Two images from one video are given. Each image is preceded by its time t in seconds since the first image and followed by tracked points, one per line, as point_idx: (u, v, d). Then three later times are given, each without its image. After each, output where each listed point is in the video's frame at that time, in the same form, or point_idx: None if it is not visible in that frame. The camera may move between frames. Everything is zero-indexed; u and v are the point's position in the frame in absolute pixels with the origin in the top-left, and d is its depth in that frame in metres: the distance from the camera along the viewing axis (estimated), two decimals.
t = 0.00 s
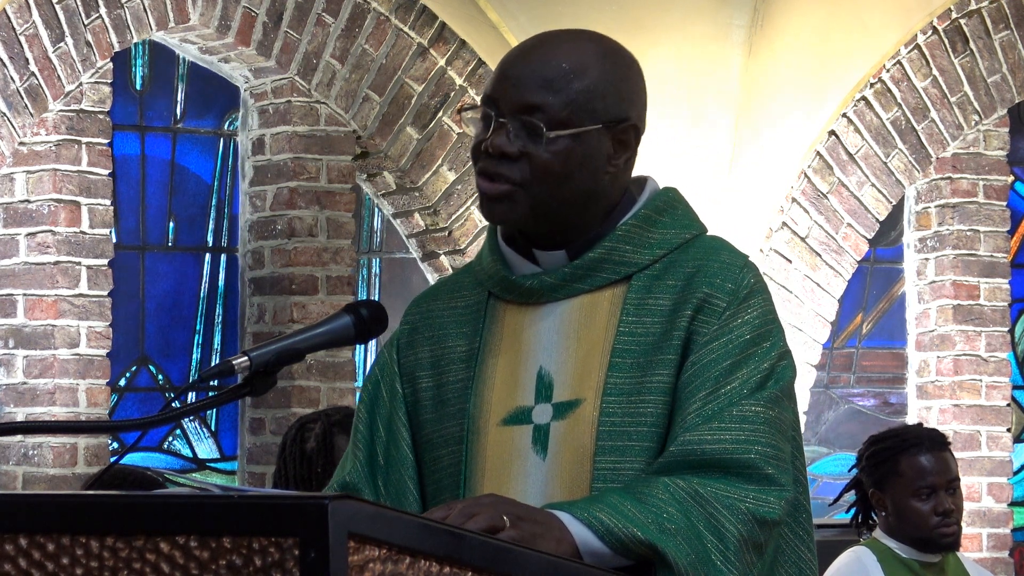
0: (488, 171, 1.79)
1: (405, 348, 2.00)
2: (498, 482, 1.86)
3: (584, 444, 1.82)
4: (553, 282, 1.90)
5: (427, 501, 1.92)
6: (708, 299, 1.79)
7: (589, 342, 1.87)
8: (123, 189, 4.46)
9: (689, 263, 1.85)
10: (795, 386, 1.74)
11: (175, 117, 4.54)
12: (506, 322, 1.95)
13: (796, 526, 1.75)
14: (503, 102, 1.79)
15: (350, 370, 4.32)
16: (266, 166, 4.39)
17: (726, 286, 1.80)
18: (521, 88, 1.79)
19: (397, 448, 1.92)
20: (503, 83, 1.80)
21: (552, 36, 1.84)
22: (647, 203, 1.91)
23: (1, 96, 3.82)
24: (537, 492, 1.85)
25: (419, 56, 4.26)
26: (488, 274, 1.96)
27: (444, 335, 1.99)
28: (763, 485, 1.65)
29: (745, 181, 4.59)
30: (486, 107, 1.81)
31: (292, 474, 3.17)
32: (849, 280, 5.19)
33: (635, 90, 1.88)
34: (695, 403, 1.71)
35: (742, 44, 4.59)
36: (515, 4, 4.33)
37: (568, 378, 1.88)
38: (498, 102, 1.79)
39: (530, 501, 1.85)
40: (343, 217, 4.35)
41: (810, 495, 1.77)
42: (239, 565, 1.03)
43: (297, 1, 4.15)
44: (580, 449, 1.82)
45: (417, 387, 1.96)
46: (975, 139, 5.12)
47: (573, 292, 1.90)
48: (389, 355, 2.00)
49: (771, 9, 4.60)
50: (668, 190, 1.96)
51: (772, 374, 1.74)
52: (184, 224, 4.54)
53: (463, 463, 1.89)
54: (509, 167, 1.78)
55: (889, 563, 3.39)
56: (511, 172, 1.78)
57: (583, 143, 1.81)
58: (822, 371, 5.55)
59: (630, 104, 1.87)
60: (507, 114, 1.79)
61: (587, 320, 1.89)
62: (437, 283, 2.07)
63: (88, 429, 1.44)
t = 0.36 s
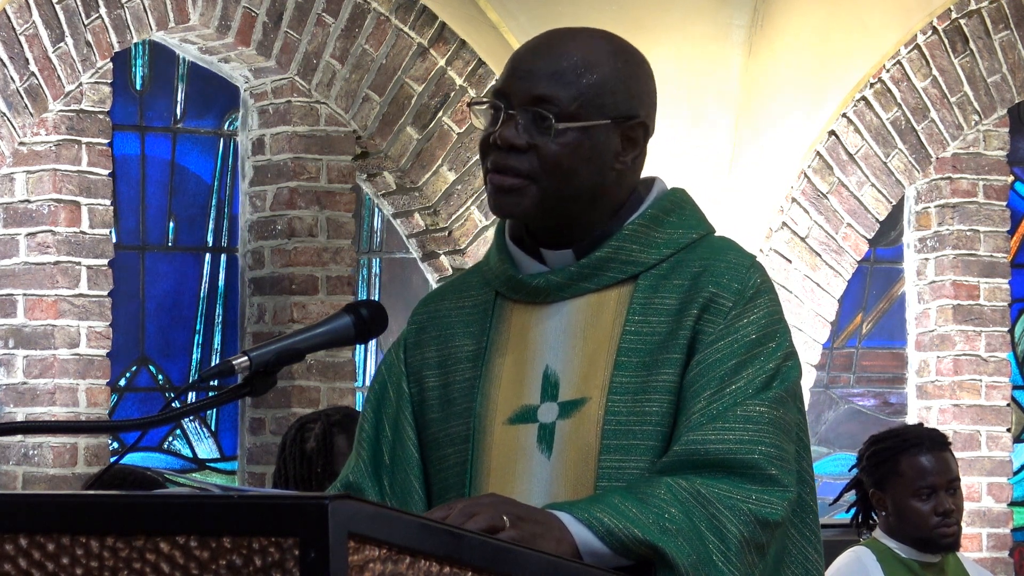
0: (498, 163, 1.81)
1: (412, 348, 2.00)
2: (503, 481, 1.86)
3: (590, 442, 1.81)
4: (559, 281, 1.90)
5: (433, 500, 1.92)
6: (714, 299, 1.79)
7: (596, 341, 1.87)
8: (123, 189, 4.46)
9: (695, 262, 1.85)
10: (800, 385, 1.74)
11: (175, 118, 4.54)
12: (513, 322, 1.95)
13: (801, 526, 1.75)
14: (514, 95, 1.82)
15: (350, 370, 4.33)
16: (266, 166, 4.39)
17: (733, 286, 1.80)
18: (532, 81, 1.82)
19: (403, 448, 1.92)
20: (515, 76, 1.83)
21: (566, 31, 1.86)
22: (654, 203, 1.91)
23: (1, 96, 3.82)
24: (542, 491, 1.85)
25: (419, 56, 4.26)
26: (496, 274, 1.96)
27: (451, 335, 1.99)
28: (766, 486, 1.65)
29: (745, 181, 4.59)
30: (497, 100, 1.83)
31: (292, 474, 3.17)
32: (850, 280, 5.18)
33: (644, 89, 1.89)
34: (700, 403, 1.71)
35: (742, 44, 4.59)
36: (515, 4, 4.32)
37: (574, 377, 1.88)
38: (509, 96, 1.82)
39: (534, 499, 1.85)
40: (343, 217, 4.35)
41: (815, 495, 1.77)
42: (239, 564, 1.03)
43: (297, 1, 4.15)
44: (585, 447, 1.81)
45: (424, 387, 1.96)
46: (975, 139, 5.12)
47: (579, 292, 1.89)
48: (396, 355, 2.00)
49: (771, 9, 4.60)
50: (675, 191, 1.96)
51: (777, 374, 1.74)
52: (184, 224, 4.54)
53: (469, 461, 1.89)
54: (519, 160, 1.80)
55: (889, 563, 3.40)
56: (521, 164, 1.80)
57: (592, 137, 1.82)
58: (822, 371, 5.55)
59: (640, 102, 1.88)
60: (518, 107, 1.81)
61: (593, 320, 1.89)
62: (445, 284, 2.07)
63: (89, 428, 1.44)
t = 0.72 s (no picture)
0: (499, 165, 1.80)
1: (413, 348, 2.00)
2: (504, 481, 1.86)
3: (590, 442, 1.81)
4: (561, 280, 1.90)
5: (434, 500, 1.93)
6: (715, 298, 1.79)
7: (597, 341, 1.87)
8: (123, 189, 4.46)
9: (697, 262, 1.86)
10: (801, 385, 1.74)
11: (175, 117, 4.54)
12: (514, 322, 1.95)
13: (802, 526, 1.74)
14: (515, 96, 1.82)
15: (350, 370, 4.33)
16: (266, 166, 4.39)
17: (734, 286, 1.80)
18: (534, 81, 1.82)
19: (403, 448, 1.93)
20: (515, 76, 1.83)
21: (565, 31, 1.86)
22: (655, 203, 1.91)
23: (1, 96, 3.82)
24: (542, 491, 1.85)
25: (419, 56, 4.26)
26: (497, 275, 1.97)
27: (451, 335, 1.99)
28: (767, 485, 1.65)
29: (745, 181, 4.61)
30: (498, 101, 1.82)
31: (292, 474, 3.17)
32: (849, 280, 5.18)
33: (644, 90, 1.90)
34: (701, 402, 1.71)
35: (742, 44, 4.60)
36: (515, 4, 4.32)
37: (574, 377, 1.88)
38: (510, 96, 1.81)
39: (534, 499, 1.85)
40: (343, 217, 4.35)
41: (815, 495, 1.77)
42: (239, 565, 1.03)
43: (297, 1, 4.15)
44: (586, 446, 1.81)
45: (424, 387, 1.96)
46: (975, 139, 5.12)
47: (580, 291, 1.90)
48: (396, 356, 2.00)
49: (771, 9, 4.60)
50: (676, 191, 1.96)
51: (778, 373, 1.74)
52: (184, 224, 4.54)
53: (469, 461, 1.89)
54: (522, 161, 1.80)
55: (890, 563, 3.40)
56: (523, 166, 1.80)
57: (593, 138, 1.83)
58: (822, 372, 5.55)
59: (640, 103, 1.89)
60: (518, 108, 1.81)
61: (593, 319, 1.89)
62: (446, 284, 2.08)
63: (88, 429, 1.44)
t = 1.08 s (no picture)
0: (507, 202, 1.75)
1: (409, 348, 2.00)
2: (502, 481, 1.86)
3: (588, 442, 1.81)
4: (558, 281, 1.89)
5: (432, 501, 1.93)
6: (712, 298, 1.79)
7: (594, 341, 1.87)
8: (123, 189, 4.47)
9: (693, 261, 1.86)
10: (800, 384, 1.75)
11: (175, 117, 4.54)
12: (510, 321, 1.95)
13: (801, 525, 1.75)
14: (510, 129, 1.73)
15: (350, 370, 4.33)
16: (267, 166, 4.40)
17: (731, 286, 1.79)
18: (527, 113, 1.74)
19: (401, 449, 1.92)
20: (503, 105, 1.74)
21: (544, 50, 1.79)
22: (652, 202, 1.91)
23: (1, 96, 3.83)
24: (542, 492, 1.85)
25: (419, 56, 4.27)
26: (493, 275, 1.96)
27: (447, 335, 2.00)
28: (767, 485, 1.65)
29: (745, 181, 4.59)
30: (491, 136, 1.75)
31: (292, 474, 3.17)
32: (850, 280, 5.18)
33: (631, 90, 1.85)
34: (700, 403, 1.71)
35: (742, 44, 4.59)
36: (515, 5, 4.33)
37: (571, 377, 1.87)
38: (504, 131, 1.73)
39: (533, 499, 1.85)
40: (343, 217, 4.35)
41: (816, 495, 1.77)
42: (239, 564, 1.03)
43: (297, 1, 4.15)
44: (583, 446, 1.81)
45: (421, 388, 1.97)
46: (975, 139, 5.13)
47: (577, 291, 1.89)
48: (392, 356, 2.00)
49: (771, 9, 4.60)
50: (672, 189, 1.95)
51: (776, 372, 1.74)
52: (184, 224, 4.54)
53: (466, 462, 1.90)
54: (528, 196, 1.75)
55: (890, 563, 3.41)
56: (530, 200, 1.75)
57: (595, 154, 1.78)
58: (822, 372, 5.55)
59: (629, 105, 1.84)
60: (516, 141, 1.73)
61: (590, 319, 1.88)
62: (441, 283, 2.07)
63: (89, 429, 1.44)
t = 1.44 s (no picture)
0: (505, 206, 1.76)
1: (402, 349, 2.00)
2: (497, 482, 1.86)
3: (585, 443, 1.82)
4: (551, 282, 1.89)
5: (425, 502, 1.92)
6: (708, 298, 1.79)
7: (590, 341, 1.87)
8: (123, 189, 4.47)
9: (688, 262, 1.85)
10: (795, 385, 1.75)
11: (175, 117, 4.54)
12: (504, 322, 1.95)
13: (795, 524, 1.75)
14: (505, 135, 1.74)
15: (350, 370, 4.33)
16: (267, 166, 4.40)
17: (726, 286, 1.80)
18: (521, 119, 1.74)
19: (395, 450, 1.92)
20: (497, 110, 1.74)
21: (536, 53, 1.79)
22: (646, 203, 1.91)
23: (1, 96, 3.83)
24: (538, 493, 1.85)
25: (419, 56, 4.27)
26: (485, 275, 1.95)
27: (441, 336, 1.99)
28: (764, 485, 1.66)
29: (745, 181, 4.59)
30: (486, 141, 1.75)
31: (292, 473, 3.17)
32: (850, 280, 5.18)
33: (624, 90, 1.85)
34: (695, 403, 1.71)
35: (742, 43, 4.59)
36: (515, 5, 4.33)
37: (566, 378, 1.88)
38: (499, 136, 1.74)
39: (530, 499, 1.86)
40: (343, 217, 4.35)
41: (810, 494, 1.77)
42: (239, 565, 1.03)
43: (297, 1, 4.15)
44: (580, 447, 1.82)
45: (414, 389, 1.96)
46: (975, 139, 5.13)
47: (571, 292, 1.89)
48: (385, 357, 1.99)
49: (771, 9, 4.60)
50: (664, 189, 1.95)
51: (772, 373, 1.74)
52: (184, 224, 4.55)
53: (461, 463, 1.89)
54: (526, 200, 1.75)
55: (890, 563, 3.41)
56: (528, 204, 1.76)
57: (591, 157, 1.78)
58: (821, 372, 5.54)
59: (623, 105, 1.84)
60: (512, 147, 1.74)
61: (585, 319, 1.88)
62: (434, 283, 2.07)
63: (88, 429, 1.44)
